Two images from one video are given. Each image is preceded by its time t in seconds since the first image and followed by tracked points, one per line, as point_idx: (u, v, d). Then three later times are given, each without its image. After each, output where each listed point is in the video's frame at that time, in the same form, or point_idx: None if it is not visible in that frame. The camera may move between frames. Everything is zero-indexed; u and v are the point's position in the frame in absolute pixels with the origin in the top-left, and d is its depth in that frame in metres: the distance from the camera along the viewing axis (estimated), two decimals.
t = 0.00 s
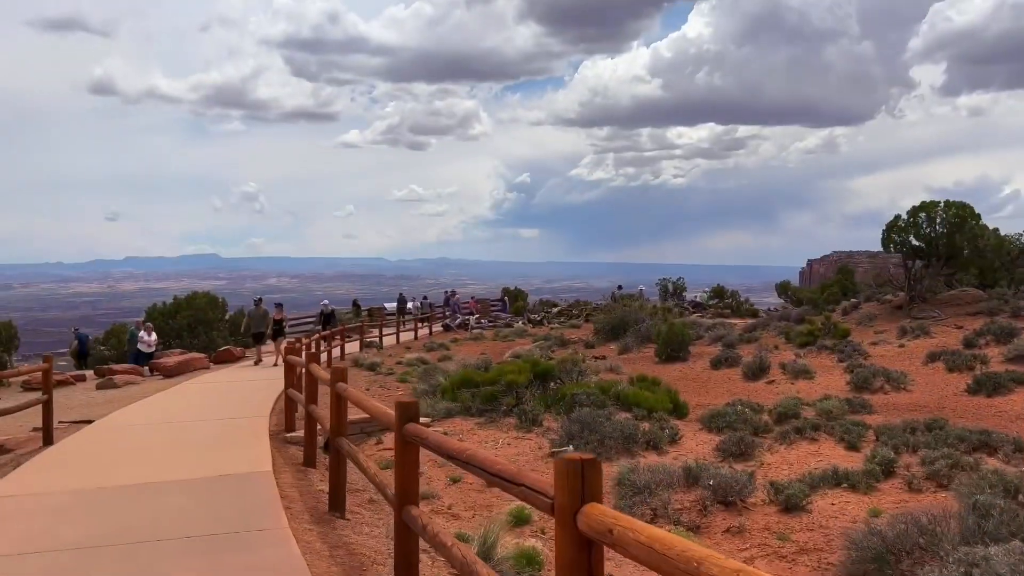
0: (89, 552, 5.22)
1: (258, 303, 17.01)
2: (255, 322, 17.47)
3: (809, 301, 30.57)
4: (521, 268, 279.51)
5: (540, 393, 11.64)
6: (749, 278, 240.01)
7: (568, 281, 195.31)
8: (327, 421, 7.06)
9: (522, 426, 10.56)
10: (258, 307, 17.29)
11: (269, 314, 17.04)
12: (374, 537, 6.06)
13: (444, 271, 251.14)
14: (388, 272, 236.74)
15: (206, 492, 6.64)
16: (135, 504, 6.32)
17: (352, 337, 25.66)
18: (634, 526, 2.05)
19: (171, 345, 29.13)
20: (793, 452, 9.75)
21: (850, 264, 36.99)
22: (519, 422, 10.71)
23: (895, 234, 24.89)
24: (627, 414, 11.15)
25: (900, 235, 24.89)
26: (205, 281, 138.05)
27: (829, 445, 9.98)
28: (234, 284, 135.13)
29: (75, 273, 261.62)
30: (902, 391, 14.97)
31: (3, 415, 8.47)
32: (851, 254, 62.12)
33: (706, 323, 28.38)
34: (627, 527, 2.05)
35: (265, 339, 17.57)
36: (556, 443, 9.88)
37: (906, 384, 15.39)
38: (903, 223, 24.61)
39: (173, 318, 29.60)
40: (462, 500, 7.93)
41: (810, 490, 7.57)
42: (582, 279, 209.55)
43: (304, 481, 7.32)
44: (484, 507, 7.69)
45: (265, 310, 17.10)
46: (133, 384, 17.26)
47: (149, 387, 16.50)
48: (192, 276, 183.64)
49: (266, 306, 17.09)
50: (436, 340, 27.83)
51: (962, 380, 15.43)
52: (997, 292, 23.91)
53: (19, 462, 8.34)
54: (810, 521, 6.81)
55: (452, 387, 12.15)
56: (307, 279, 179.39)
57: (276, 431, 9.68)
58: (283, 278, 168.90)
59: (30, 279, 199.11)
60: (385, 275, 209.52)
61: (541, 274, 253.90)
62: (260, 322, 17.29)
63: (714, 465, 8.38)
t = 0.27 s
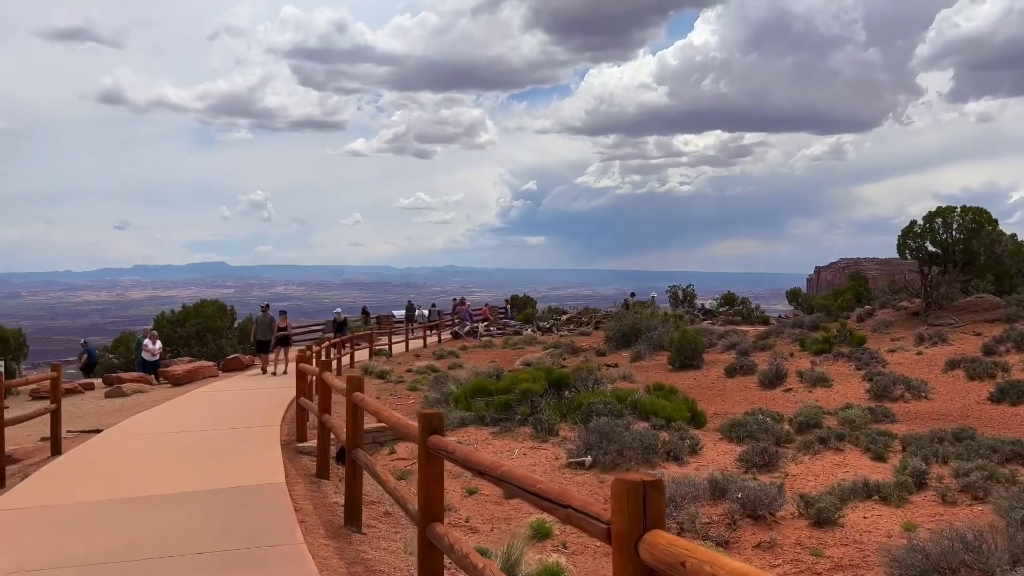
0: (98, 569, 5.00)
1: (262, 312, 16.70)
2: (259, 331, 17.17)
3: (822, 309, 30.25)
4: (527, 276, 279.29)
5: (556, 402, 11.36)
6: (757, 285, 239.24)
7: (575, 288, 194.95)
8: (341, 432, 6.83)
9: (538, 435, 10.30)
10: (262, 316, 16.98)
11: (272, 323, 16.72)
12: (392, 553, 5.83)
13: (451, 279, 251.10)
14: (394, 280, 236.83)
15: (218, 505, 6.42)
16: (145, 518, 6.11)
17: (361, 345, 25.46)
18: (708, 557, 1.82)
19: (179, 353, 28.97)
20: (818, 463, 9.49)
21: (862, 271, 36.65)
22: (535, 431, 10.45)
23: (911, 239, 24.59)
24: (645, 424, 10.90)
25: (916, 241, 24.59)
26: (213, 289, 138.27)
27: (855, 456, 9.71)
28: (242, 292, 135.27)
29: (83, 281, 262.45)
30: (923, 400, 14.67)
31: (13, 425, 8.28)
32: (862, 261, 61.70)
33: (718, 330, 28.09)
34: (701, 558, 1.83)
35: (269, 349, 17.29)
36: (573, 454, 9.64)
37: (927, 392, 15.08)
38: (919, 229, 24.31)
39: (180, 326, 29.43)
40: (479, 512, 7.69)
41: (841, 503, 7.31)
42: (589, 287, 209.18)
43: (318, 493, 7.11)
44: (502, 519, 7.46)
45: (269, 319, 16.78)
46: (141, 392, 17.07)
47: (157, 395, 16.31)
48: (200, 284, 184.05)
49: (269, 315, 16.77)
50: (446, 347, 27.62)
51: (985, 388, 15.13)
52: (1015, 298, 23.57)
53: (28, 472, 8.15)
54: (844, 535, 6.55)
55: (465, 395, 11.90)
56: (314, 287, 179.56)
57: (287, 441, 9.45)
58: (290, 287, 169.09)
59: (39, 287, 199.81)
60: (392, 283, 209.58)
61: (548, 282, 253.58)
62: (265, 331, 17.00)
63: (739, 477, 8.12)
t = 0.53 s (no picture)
0: None
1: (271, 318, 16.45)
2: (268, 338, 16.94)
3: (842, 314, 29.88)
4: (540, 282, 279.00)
5: (575, 408, 11.12)
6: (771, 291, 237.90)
7: (587, 294, 194.34)
8: (359, 440, 6.63)
9: (557, 443, 10.07)
10: (271, 323, 16.75)
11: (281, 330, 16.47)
12: (412, 566, 5.62)
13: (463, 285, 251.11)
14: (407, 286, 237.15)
15: (233, 515, 6.23)
16: (159, 528, 5.92)
17: (376, 351, 25.32)
18: None
19: (193, 359, 28.91)
20: (848, 473, 9.21)
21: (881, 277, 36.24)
22: (554, 439, 10.22)
23: (932, 244, 24.25)
24: (667, 432, 10.65)
25: (938, 245, 24.23)
26: (227, 296, 138.89)
27: (885, 466, 9.43)
28: (255, 298, 135.70)
29: (99, 287, 264.39)
30: (950, 407, 14.34)
31: (27, 431, 8.14)
32: (879, 267, 61.05)
33: (735, 336, 27.79)
34: None
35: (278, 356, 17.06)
36: (594, 463, 9.41)
37: (954, 399, 14.74)
38: (941, 233, 23.96)
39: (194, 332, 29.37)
40: (499, 523, 7.47)
41: (876, 515, 7.05)
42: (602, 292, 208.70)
43: (335, 502, 6.90)
44: (523, 530, 7.24)
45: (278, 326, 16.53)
46: (155, 399, 16.96)
47: (171, 402, 16.18)
48: (214, 290, 184.84)
49: (278, 322, 16.54)
50: (461, 353, 27.43)
51: (1013, 396, 14.79)
52: None
53: (41, 480, 8.00)
54: (881, 549, 6.29)
55: (482, 402, 11.68)
56: (327, 293, 180.02)
57: (302, 449, 9.27)
58: (304, 293, 169.60)
59: (55, 293, 201.36)
60: (405, 289, 209.86)
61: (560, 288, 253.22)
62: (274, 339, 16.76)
63: (767, 487, 7.87)
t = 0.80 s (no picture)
0: None
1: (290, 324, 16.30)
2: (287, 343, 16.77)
3: (871, 320, 29.38)
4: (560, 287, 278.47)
5: (604, 416, 10.86)
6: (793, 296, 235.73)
7: (608, 299, 193.70)
8: (387, 451, 6.42)
9: (586, 452, 9.81)
10: (290, 328, 16.58)
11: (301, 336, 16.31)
12: None
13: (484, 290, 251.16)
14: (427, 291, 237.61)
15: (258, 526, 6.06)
16: (183, 540, 5.75)
17: (399, 356, 25.19)
18: None
19: (216, 364, 28.93)
20: (890, 484, 8.89)
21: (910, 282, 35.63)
22: (583, 447, 9.95)
23: (965, 248, 23.75)
24: (700, 441, 10.39)
25: (971, 249, 23.72)
26: (249, 301, 140.03)
27: (928, 478, 9.10)
28: (277, 304, 136.47)
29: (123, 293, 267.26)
30: (989, 416, 13.91)
31: (51, 438, 8.03)
32: (905, 271, 60.15)
33: (762, 342, 27.37)
34: None
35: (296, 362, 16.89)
36: (626, 472, 9.16)
37: (993, 408, 14.29)
38: (974, 237, 23.46)
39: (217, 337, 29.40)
40: (530, 535, 7.23)
41: (925, 530, 6.76)
42: (622, 298, 207.94)
43: (362, 514, 6.70)
44: (556, 543, 7.00)
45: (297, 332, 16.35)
46: (179, 404, 16.90)
47: (195, 407, 16.12)
48: (236, 295, 186.13)
49: (298, 328, 16.37)
50: (483, 359, 27.24)
51: None
52: None
53: (65, 488, 7.89)
54: (933, 566, 6.00)
55: (508, 409, 11.45)
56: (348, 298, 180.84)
57: (327, 458, 9.09)
58: (325, 298, 170.52)
59: (81, 299, 203.77)
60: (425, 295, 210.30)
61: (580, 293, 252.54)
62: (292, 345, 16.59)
63: (809, 500, 7.59)
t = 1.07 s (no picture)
0: None
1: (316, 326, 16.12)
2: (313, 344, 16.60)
3: (907, 322, 28.74)
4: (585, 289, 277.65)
5: (639, 420, 10.57)
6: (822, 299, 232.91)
7: (633, 302, 192.70)
8: (422, 454, 6.21)
9: (622, 457, 9.54)
10: (316, 330, 16.42)
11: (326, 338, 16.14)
12: None
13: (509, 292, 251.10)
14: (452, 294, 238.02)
15: (291, 531, 5.87)
16: (214, 545, 5.57)
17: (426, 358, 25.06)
18: None
19: (244, 366, 28.99)
20: (941, 491, 8.52)
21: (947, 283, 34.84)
22: (619, 452, 9.68)
23: (1006, 248, 23.11)
24: (739, 446, 10.08)
25: (1012, 249, 23.07)
26: (275, 304, 141.08)
27: (982, 484, 8.72)
28: (304, 306, 137.39)
29: (153, 296, 270.78)
30: None
31: (80, 440, 7.92)
32: (938, 272, 58.98)
33: (795, 344, 26.88)
34: None
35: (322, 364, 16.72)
36: (664, 478, 8.87)
37: None
38: (1015, 237, 22.82)
39: (245, 340, 29.48)
40: (568, 542, 6.98)
41: (986, 540, 6.40)
42: (648, 300, 206.76)
43: (396, 519, 6.49)
44: (595, 551, 6.74)
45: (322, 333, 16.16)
46: (208, 406, 16.88)
47: (224, 409, 16.07)
48: (264, 298, 187.74)
49: (323, 330, 16.19)
50: (511, 361, 27.04)
51: None
52: None
53: (94, 491, 7.78)
54: None
55: (541, 412, 11.19)
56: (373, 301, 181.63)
57: (359, 461, 8.91)
58: (350, 301, 171.42)
59: (112, 301, 206.73)
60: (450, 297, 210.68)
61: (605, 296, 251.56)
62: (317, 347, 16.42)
63: (860, 508, 7.26)
